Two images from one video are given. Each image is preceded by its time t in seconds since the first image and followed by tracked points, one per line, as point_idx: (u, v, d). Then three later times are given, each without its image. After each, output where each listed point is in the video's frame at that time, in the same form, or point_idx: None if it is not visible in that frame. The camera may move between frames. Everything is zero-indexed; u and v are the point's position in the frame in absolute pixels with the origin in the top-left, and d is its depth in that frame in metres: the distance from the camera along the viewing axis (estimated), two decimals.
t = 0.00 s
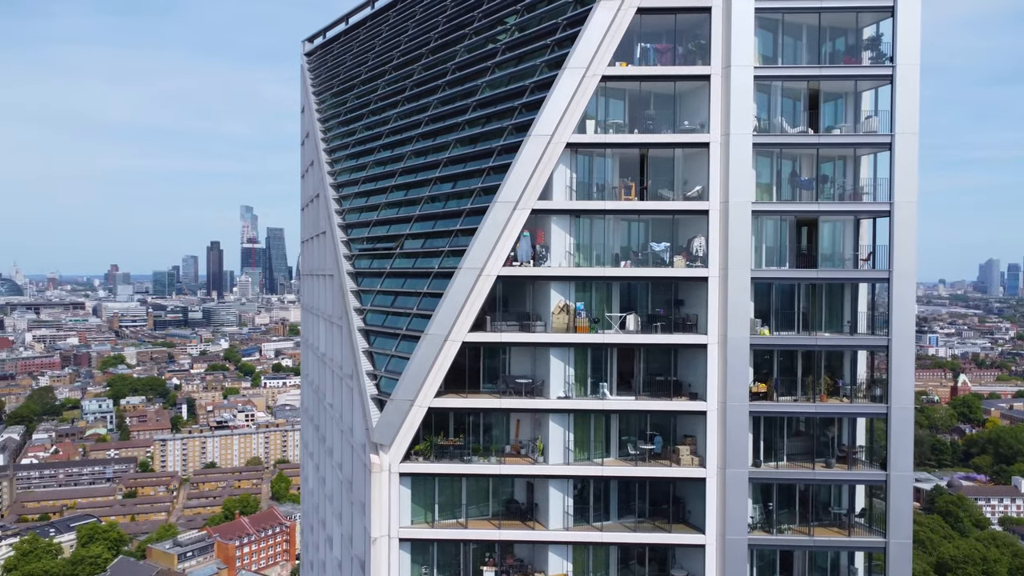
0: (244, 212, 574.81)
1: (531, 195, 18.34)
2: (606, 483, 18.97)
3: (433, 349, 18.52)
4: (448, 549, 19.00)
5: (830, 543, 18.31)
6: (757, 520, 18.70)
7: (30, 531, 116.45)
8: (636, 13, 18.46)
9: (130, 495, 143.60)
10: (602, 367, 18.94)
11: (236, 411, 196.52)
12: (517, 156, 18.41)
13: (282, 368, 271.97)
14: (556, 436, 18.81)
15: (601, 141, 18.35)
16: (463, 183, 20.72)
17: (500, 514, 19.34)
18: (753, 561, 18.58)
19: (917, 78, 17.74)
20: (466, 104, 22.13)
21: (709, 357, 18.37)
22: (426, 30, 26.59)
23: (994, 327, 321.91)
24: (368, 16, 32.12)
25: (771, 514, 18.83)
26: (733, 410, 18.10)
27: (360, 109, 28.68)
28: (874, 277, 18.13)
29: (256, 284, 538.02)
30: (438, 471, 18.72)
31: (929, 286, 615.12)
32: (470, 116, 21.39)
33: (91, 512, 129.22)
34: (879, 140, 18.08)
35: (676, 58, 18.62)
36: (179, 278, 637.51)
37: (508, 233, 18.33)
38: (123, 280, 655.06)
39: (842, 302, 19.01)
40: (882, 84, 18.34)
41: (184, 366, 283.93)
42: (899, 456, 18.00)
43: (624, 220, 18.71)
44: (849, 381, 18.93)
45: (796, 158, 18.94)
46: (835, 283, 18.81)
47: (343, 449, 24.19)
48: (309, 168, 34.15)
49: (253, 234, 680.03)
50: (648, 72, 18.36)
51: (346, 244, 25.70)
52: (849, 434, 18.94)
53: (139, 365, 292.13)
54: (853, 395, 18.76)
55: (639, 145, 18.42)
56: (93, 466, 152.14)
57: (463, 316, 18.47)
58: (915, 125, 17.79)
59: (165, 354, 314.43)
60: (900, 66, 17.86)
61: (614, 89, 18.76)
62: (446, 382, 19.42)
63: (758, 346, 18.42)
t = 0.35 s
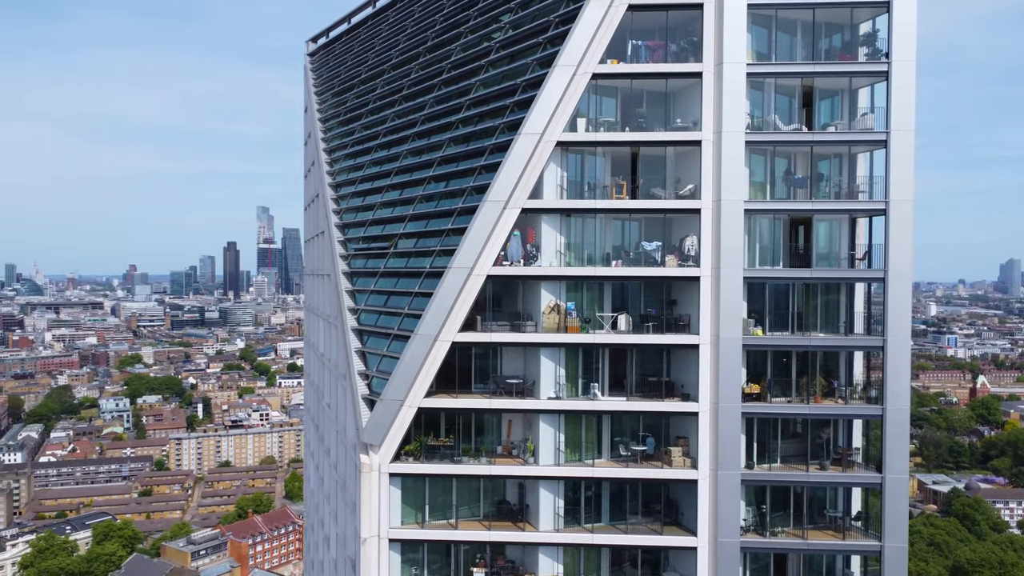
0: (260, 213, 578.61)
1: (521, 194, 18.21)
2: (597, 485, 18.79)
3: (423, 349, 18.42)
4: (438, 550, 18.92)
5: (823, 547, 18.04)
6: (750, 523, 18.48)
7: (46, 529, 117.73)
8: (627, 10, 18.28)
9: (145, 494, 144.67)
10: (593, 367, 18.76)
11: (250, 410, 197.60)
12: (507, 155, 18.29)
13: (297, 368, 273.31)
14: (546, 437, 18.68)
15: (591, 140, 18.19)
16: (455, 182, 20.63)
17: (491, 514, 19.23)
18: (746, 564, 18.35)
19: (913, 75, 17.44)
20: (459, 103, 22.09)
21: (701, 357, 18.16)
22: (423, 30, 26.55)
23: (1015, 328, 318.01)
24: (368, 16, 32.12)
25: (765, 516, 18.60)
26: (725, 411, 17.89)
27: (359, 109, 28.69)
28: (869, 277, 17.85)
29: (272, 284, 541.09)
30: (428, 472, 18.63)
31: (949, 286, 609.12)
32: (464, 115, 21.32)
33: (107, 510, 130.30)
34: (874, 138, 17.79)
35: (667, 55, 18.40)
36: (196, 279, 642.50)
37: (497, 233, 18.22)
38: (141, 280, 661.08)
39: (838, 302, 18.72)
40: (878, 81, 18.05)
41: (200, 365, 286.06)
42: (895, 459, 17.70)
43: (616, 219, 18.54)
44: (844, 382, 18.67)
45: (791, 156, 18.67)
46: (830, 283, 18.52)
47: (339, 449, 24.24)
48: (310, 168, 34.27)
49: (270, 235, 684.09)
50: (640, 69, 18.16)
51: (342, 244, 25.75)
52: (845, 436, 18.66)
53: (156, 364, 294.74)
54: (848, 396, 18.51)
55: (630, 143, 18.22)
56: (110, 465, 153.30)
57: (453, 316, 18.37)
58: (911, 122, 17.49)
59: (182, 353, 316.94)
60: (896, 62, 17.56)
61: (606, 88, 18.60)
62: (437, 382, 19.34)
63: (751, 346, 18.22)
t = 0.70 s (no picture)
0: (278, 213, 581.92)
1: (506, 193, 18.11)
2: (584, 485, 18.65)
3: (408, 348, 18.35)
4: (425, 550, 18.86)
5: (812, 549, 17.81)
6: (739, 525, 18.27)
7: (64, 526, 119.10)
8: (614, 7, 18.10)
9: (162, 491, 145.91)
10: (580, 366, 18.63)
11: (266, 409, 198.71)
12: (493, 154, 18.20)
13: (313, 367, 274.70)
14: (533, 437, 18.56)
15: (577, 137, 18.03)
16: (444, 181, 20.57)
17: (478, 515, 19.14)
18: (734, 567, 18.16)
19: (904, 71, 17.15)
20: (450, 101, 22.06)
21: (687, 357, 18.01)
22: (418, 29, 26.52)
23: None
24: (367, 16, 32.18)
25: (753, 518, 18.38)
26: (712, 412, 17.71)
27: (355, 109, 28.75)
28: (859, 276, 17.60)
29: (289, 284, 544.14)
30: (414, 472, 18.59)
31: (973, 286, 601.63)
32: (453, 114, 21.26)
33: (124, 508, 131.63)
34: (865, 135, 17.51)
35: (654, 52, 18.21)
36: (215, 279, 647.66)
37: (483, 232, 18.13)
38: (160, 280, 667.51)
39: (830, 301, 18.45)
40: (868, 77, 17.77)
41: (218, 364, 288.33)
42: (886, 460, 17.42)
43: (603, 218, 18.37)
44: (835, 382, 18.42)
45: (781, 153, 18.41)
46: (820, 283, 18.26)
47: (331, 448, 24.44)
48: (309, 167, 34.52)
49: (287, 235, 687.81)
50: (626, 66, 17.98)
51: (337, 242, 25.90)
52: (837, 437, 18.41)
53: (174, 363, 297.29)
54: (838, 397, 18.26)
55: (617, 141, 18.05)
56: (128, 463, 154.66)
57: (438, 315, 18.33)
58: (902, 119, 17.21)
59: (200, 352, 319.43)
60: (886, 58, 17.27)
61: (593, 85, 18.44)
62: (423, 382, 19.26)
63: (739, 346, 18.05)
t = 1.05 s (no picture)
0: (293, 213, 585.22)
1: (490, 192, 18.05)
2: (569, 485, 18.56)
3: (392, 347, 18.33)
4: (409, 550, 18.80)
5: (799, 552, 17.63)
6: (724, 526, 18.08)
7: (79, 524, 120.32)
8: (597, 5, 18.00)
9: (177, 490, 147.12)
10: (565, 366, 18.57)
11: (280, 408, 199.79)
12: (477, 152, 18.13)
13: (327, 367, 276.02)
14: (517, 436, 18.48)
15: (560, 136, 17.93)
16: (432, 180, 20.65)
17: (463, 514, 19.10)
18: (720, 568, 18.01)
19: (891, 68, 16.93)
20: (439, 100, 22.10)
21: (672, 357, 17.88)
22: (412, 29, 26.51)
23: None
24: (365, 15, 32.20)
25: (740, 520, 18.18)
26: (696, 412, 17.59)
27: (351, 108, 28.80)
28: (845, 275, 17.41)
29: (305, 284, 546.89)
30: (399, 471, 18.57)
31: (993, 286, 595.53)
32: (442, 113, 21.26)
33: (139, 506, 132.88)
34: (852, 132, 17.32)
35: (639, 50, 18.10)
36: (232, 279, 652.43)
37: (467, 231, 18.07)
38: (177, 279, 673.42)
39: (817, 301, 18.31)
40: (856, 73, 17.55)
41: (233, 364, 290.39)
42: (873, 461, 17.23)
43: (589, 216, 18.28)
44: (822, 382, 18.26)
45: (768, 150, 18.22)
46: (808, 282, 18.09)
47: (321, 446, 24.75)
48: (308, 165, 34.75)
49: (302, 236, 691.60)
50: (610, 65, 17.86)
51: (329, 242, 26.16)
52: (825, 437, 18.28)
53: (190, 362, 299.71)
54: (825, 397, 18.10)
55: (601, 139, 17.94)
56: (143, 461, 156.07)
57: (422, 315, 18.29)
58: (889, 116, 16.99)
59: (215, 352, 321.69)
60: (873, 55, 17.07)
61: (577, 83, 18.34)
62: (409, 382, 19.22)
63: (724, 346, 17.87)
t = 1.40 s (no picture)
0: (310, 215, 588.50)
1: (469, 192, 18.02)
2: (550, 485, 18.47)
3: (373, 346, 18.30)
4: (390, 548, 18.82)
5: (779, 553, 17.48)
6: (705, 526, 17.92)
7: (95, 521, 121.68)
8: (577, 4, 17.93)
9: (192, 488, 148.35)
10: (546, 366, 18.52)
11: (295, 408, 200.90)
12: (456, 152, 18.08)
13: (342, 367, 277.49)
14: (496, 435, 18.44)
15: (540, 136, 17.90)
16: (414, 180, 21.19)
17: (445, 513, 19.07)
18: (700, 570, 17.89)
19: (872, 65, 16.71)
20: (425, 100, 22.22)
21: (652, 355, 17.78)
22: (403, 28, 26.59)
23: None
24: (360, 15, 32.38)
25: (720, 521, 18.03)
26: (676, 412, 17.47)
27: (343, 109, 29.00)
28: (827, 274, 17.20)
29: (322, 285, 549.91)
30: (380, 470, 18.59)
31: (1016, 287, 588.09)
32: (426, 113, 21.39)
33: (155, 504, 134.24)
34: (833, 130, 17.14)
35: (619, 48, 18.02)
36: (250, 280, 657.49)
37: (447, 230, 18.06)
38: (197, 280, 679.85)
39: (799, 300, 18.26)
40: (838, 70, 17.35)
41: (250, 363, 292.58)
42: (854, 462, 17.02)
43: (570, 215, 18.25)
44: (804, 382, 18.12)
45: (750, 148, 18.09)
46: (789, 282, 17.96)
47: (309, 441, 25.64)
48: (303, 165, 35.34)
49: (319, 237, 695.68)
50: (589, 64, 17.80)
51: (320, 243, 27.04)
52: (805, 437, 18.31)
53: (208, 361, 302.25)
54: (806, 397, 17.96)
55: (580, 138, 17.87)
56: (159, 459, 157.55)
57: (403, 314, 18.29)
58: (870, 114, 16.75)
59: (233, 351, 324.13)
60: (854, 51, 16.84)
61: (557, 81, 18.28)
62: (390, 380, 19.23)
63: (704, 345, 17.69)
